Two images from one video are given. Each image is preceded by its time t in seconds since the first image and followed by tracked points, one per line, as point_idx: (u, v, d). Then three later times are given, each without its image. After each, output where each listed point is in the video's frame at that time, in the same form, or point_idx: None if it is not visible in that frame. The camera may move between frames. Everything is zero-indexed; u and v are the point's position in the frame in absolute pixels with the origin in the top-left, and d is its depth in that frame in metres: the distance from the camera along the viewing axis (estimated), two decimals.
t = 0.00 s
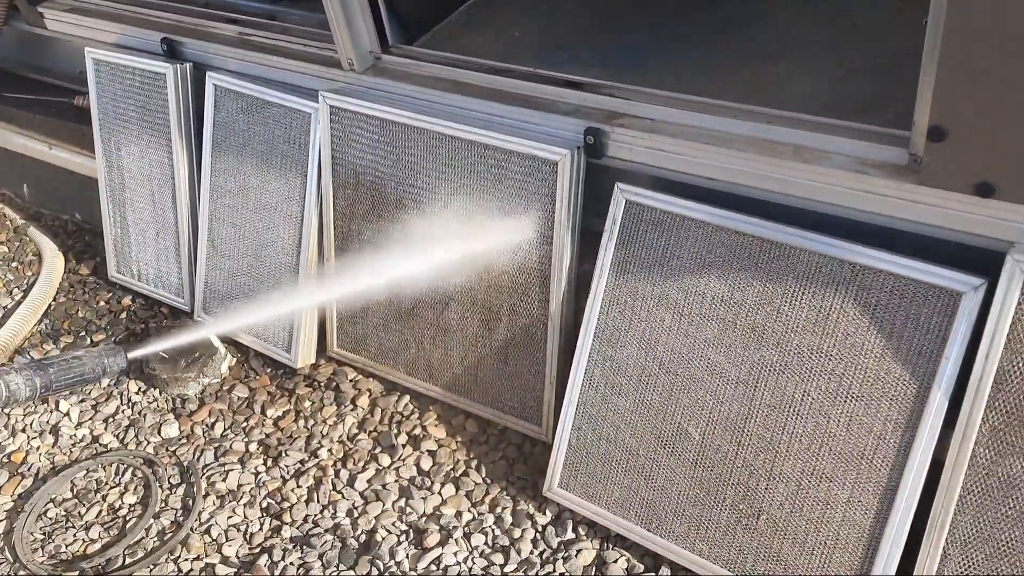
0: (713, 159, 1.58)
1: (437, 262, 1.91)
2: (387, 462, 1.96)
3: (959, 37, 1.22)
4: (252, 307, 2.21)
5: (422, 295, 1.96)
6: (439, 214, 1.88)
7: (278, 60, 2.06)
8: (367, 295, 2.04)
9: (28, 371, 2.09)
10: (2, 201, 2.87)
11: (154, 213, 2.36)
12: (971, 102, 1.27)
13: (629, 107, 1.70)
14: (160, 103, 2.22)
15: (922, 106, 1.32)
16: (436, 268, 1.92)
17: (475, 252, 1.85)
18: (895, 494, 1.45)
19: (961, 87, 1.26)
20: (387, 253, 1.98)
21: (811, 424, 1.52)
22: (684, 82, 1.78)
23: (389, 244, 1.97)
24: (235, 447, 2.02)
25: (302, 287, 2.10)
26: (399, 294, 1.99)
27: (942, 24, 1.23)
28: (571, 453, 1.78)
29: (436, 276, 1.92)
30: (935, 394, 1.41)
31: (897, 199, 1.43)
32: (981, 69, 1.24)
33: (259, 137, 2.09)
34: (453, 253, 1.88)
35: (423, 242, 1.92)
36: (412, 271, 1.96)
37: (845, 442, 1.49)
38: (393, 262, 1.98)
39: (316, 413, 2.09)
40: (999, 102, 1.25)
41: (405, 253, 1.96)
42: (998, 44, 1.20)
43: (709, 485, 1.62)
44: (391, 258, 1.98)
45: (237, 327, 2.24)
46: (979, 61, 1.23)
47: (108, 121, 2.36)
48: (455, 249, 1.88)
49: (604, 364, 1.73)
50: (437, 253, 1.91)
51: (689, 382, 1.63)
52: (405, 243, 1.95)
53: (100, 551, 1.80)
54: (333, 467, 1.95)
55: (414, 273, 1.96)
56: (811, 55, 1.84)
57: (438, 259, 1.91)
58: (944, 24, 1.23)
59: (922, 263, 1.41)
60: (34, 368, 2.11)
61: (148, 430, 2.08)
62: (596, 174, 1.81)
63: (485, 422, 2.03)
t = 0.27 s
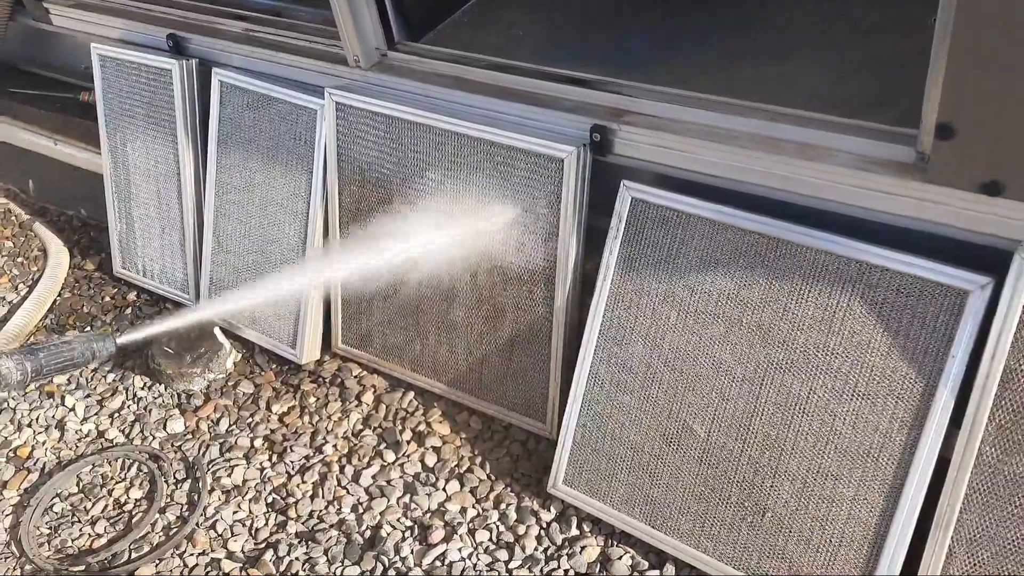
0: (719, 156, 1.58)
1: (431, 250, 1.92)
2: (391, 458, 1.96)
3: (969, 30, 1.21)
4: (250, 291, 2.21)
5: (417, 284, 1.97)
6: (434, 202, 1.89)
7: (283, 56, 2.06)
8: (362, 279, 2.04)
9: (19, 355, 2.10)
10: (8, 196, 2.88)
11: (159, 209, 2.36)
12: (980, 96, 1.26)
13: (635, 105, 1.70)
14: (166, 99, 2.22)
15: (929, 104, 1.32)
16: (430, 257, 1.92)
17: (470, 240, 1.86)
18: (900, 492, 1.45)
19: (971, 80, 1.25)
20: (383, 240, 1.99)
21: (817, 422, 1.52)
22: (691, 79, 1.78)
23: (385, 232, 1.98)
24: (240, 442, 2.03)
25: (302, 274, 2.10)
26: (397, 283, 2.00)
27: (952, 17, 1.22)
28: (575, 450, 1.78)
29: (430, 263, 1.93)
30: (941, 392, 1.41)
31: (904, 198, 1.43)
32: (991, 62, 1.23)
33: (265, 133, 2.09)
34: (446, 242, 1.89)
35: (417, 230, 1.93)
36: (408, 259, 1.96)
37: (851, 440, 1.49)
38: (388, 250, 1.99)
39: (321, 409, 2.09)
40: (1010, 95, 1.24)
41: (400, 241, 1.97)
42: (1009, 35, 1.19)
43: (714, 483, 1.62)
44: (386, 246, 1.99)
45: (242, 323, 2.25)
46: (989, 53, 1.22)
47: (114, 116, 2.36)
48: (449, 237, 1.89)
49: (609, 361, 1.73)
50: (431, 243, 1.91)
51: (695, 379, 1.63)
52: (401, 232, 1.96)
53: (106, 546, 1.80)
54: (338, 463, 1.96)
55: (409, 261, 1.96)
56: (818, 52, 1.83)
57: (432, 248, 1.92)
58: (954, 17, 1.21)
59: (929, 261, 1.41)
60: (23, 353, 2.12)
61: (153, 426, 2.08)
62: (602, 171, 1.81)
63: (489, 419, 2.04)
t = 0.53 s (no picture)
0: (729, 153, 1.58)
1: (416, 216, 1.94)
2: (398, 452, 1.97)
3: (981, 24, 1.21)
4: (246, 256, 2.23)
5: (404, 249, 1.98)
6: (431, 181, 1.90)
7: (294, 52, 2.07)
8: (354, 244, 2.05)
9: None
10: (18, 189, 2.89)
11: (168, 203, 2.37)
12: (992, 91, 1.26)
13: (645, 102, 1.71)
14: (177, 93, 2.23)
15: (941, 103, 1.32)
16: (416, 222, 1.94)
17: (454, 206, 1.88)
18: (906, 490, 1.46)
19: (983, 74, 1.25)
20: (370, 205, 2.01)
21: (824, 419, 1.52)
22: (700, 77, 1.78)
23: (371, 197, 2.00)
24: (248, 435, 2.03)
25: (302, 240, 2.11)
26: (388, 245, 2.01)
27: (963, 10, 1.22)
28: (582, 445, 1.79)
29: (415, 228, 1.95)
30: (949, 390, 1.41)
31: (914, 196, 1.43)
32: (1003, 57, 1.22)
33: (275, 128, 2.10)
34: (430, 207, 1.91)
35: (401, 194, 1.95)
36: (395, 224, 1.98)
37: (858, 438, 1.50)
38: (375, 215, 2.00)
39: (328, 403, 2.10)
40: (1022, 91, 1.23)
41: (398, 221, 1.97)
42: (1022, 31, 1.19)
43: (720, 480, 1.63)
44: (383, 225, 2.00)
45: (250, 316, 2.26)
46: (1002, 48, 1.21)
47: (124, 110, 2.37)
48: (432, 201, 1.91)
49: (617, 357, 1.73)
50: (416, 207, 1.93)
51: (702, 376, 1.63)
52: (388, 196, 1.97)
53: (114, 537, 1.81)
54: (345, 457, 1.97)
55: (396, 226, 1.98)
56: (828, 51, 1.83)
57: (416, 211, 1.94)
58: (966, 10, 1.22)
59: (937, 259, 1.41)
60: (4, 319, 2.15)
61: (161, 418, 2.09)
62: (610, 168, 1.81)
63: (497, 414, 2.04)
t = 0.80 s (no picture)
0: (731, 154, 1.59)
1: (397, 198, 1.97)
2: (401, 452, 1.97)
3: (982, 22, 1.21)
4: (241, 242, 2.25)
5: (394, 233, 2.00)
6: (434, 182, 1.90)
7: (298, 53, 2.08)
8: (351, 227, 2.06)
9: None
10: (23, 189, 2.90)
11: (173, 204, 2.38)
12: (994, 89, 1.26)
13: (647, 103, 1.71)
14: (181, 94, 2.24)
15: (943, 104, 1.32)
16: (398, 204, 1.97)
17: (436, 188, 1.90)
18: (907, 491, 1.46)
19: (984, 73, 1.25)
20: (371, 209, 2.02)
21: (826, 420, 1.53)
22: (703, 78, 1.79)
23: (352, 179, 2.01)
24: (251, 435, 2.04)
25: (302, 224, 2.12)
26: (386, 240, 2.02)
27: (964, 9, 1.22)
28: (584, 445, 1.79)
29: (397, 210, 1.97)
30: (950, 391, 1.41)
31: (915, 197, 1.43)
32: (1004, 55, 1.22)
33: (278, 129, 2.11)
34: (431, 212, 1.92)
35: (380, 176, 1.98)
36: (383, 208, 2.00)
37: (859, 439, 1.50)
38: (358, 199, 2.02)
39: (331, 403, 2.10)
40: None
41: (400, 226, 1.99)
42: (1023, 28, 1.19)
43: (722, 480, 1.63)
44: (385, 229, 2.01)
45: (254, 316, 2.27)
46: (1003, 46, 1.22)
47: (129, 111, 2.38)
48: (434, 206, 1.92)
49: (619, 358, 1.74)
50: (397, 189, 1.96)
51: (704, 377, 1.64)
52: (389, 201, 1.98)
53: (118, 536, 1.82)
54: (348, 457, 1.97)
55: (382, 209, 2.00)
56: (830, 52, 1.84)
57: (405, 202, 1.96)
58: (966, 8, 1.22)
59: (938, 260, 1.41)
60: None
61: (165, 418, 2.10)
62: (613, 169, 1.82)
63: (499, 414, 2.05)
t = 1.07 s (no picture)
0: (733, 155, 1.59)
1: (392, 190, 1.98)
2: (404, 451, 1.98)
3: (984, 23, 1.22)
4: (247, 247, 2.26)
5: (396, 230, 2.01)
6: (437, 183, 1.91)
7: (302, 54, 2.09)
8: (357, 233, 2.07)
9: None
10: (28, 190, 2.92)
11: (177, 204, 2.39)
12: (996, 89, 1.26)
13: (650, 103, 1.72)
14: (186, 95, 2.25)
15: (944, 104, 1.33)
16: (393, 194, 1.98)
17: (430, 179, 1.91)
18: (909, 490, 1.46)
19: (986, 73, 1.26)
20: (375, 212, 2.03)
21: (827, 420, 1.53)
22: (705, 79, 1.80)
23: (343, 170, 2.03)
24: (255, 434, 2.05)
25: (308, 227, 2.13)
26: (389, 243, 2.03)
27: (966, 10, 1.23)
28: (587, 444, 1.80)
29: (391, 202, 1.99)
30: (952, 390, 1.42)
31: (917, 198, 1.44)
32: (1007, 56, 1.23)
33: (283, 129, 2.12)
34: (434, 215, 1.94)
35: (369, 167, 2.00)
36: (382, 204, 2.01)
37: (861, 438, 1.50)
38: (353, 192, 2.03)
39: (334, 402, 2.11)
40: None
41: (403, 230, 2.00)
42: None
43: (724, 479, 1.64)
44: (388, 233, 2.02)
45: (258, 316, 2.28)
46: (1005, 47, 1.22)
47: (133, 111, 2.39)
48: (437, 209, 1.93)
49: (622, 358, 1.74)
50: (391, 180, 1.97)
51: (706, 376, 1.64)
52: (393, 205, 1.99)
53: (122, 535, 1.83)
54: (351, 456, 1.98)
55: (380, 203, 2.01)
56: (833, 53, 1.84)
57: (408, 206, 1.97)
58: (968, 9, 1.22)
59: (939, 260, 1.42)
60: None
61: (169, 418, 2.11)
62: (615, 170, 1.83)
63: (502, 414, 2.05)
